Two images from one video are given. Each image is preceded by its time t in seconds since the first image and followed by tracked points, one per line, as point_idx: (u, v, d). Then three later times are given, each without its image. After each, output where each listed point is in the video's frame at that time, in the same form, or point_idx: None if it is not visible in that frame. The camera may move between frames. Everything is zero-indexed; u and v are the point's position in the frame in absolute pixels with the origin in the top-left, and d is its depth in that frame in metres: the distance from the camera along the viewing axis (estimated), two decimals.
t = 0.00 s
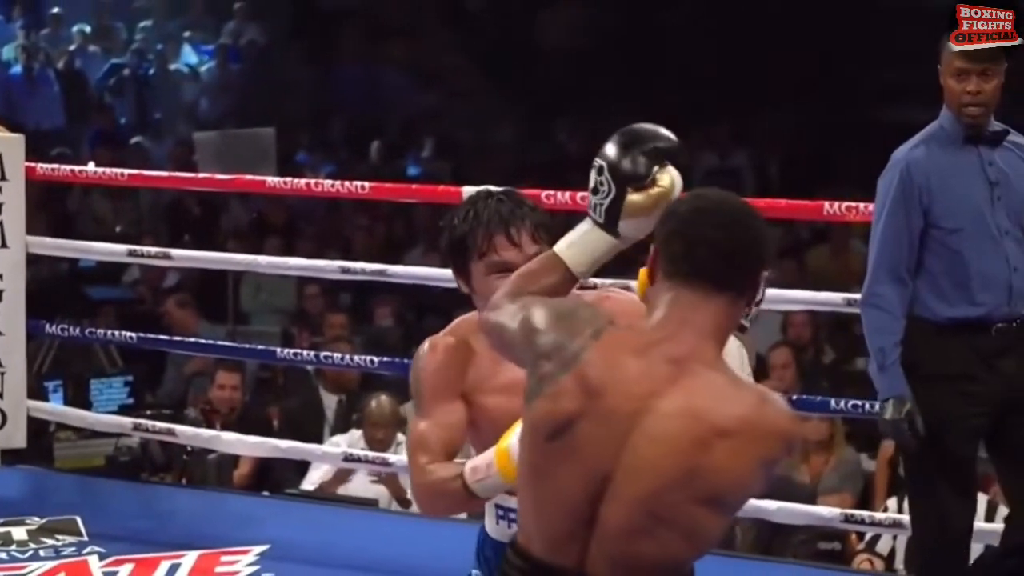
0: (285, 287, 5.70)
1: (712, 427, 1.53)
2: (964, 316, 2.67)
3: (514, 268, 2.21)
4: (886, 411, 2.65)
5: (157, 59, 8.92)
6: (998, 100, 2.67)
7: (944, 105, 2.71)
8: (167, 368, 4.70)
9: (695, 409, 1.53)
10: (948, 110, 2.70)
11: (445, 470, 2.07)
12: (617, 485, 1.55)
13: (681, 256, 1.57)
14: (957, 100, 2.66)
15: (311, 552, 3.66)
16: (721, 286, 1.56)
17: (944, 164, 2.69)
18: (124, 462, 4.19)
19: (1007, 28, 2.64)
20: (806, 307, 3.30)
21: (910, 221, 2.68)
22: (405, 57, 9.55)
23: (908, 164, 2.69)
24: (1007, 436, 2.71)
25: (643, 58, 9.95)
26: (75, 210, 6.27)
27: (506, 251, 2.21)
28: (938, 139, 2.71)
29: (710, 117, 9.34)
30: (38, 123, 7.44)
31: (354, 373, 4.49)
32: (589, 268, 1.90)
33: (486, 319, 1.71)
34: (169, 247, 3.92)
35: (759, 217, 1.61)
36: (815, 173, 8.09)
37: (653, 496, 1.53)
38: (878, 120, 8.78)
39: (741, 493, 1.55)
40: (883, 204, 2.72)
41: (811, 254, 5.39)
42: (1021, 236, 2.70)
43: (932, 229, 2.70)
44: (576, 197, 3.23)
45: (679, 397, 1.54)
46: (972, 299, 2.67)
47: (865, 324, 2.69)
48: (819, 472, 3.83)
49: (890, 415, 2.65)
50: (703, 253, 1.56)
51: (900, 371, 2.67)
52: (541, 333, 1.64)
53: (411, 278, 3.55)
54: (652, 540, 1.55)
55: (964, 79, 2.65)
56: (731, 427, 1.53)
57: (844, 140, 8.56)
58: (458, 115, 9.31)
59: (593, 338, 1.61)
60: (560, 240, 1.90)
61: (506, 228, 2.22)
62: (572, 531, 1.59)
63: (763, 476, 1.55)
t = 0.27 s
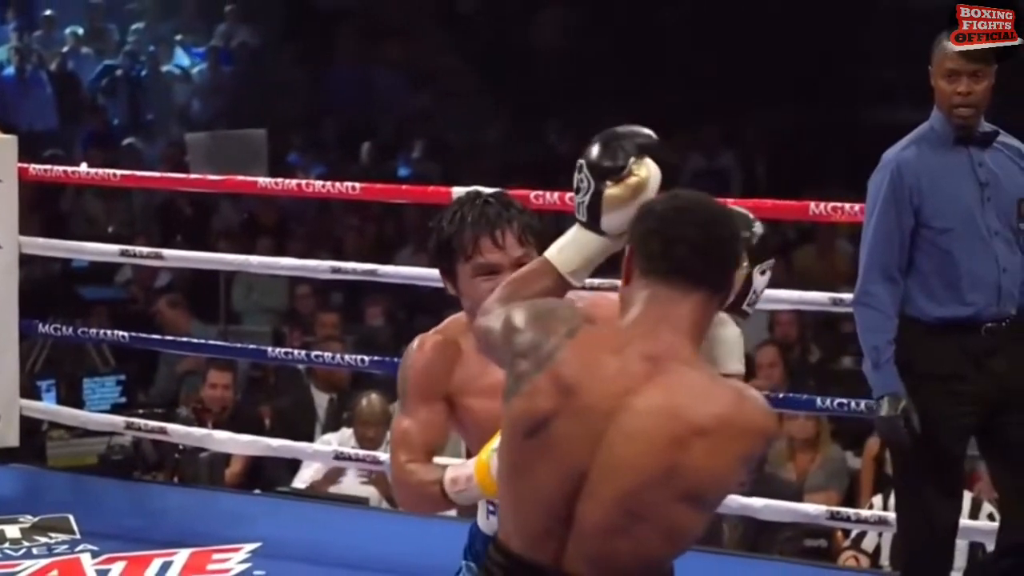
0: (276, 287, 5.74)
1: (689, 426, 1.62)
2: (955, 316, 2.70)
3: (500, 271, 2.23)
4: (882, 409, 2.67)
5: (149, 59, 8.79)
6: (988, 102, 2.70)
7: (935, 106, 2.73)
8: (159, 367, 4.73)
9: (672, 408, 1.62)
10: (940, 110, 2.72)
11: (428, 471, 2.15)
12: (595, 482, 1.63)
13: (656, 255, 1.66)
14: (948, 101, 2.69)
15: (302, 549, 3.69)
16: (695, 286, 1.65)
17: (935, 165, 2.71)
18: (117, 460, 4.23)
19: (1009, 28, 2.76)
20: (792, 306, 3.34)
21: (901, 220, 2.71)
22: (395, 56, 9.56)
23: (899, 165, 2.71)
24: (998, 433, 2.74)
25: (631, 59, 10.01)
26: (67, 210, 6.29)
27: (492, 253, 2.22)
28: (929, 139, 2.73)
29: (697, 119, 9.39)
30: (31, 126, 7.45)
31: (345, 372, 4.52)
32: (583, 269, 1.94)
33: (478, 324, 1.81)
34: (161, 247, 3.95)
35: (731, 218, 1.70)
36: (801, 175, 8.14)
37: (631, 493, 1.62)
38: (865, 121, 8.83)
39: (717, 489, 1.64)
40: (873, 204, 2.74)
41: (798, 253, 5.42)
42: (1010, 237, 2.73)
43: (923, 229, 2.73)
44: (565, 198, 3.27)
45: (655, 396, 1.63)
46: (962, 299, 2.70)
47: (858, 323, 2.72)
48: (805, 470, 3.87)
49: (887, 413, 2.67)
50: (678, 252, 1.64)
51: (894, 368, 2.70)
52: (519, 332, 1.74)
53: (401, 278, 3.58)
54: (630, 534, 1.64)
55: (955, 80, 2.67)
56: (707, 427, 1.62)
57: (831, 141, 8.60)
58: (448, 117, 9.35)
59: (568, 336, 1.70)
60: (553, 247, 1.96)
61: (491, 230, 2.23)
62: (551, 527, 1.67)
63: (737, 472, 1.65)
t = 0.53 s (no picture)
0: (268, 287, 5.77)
1: (667, 425, 1.56)
2: (943, 316, 2.63)
3: (486, 273, 2.15)
4: (878, 406, 2.59)
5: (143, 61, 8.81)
6: (979, 104, 2.63)
7: (926, 108, 2.66)
8: (153, 366, 4.77)
9: (649, 408, 1.56)
10: (931, 111, 2.65)
11: (412, 466, 2.17)
12: (572, 483, 1.57)
13: (630, 250, 1.59)
14: (938, 104, 2.62)
15: (294, 547, 3.73)
16: (670, 282, 1.59)
17: (927, 165, 2.63)
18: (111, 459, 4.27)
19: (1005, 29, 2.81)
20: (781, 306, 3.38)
21: (893, 220, 2.62)
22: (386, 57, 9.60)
23: (891, 165, 2.63)
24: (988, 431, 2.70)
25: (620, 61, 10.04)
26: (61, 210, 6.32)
27: (478, 256, 2.14)
28: (920, 140, 2.66)
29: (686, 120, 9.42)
30: (25, 127, 7.50)
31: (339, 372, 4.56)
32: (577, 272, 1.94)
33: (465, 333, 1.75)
34: (154, 248, 3.98)
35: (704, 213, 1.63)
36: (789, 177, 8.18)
37: (609, 496, 1.56)
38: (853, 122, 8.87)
39: (698, 488, 1.58)
40: (865, 204, 2.66)
41: (785, 253, 5.47)
42: (998, 237, 2.66)
43: (914, 229, 2.64)
44: (554, 198, 3.30)
45: (631, 393, 1.57)
46: (951, 299, 2.62)
47: (852, 321, 2.63)
48: (793, 467, 3.90)
49: (882, 410, 2.59)
50: (652, 246, 1.58)
51: (888, 366, 2.62)
52: (499, 334, 1.67)
53: (392, 278, 3.61)
54: (611, 535, 1.58)
55: (946, 82, 2.60)
56: (686, 426, 1.56)
57: (819, 142, 8.64)
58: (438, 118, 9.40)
59: (544, 334, 1.64)
60: (543, 252, 1.96)
61: (479, 233, 2.15)
62: (531, 527, 1.62)
63: (717, 468, 1.59)
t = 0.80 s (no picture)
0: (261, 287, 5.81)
1: (645, 427, 1.58)
2: (936, 317, 2.66)
3: (475, 276, 2.17)
4: (875, 404, 2.61)
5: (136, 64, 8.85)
6: (972, 105, 2.64)
7: (919, 109, 2.66)
8: (147, 366, 4.80)
9: (626, 411, 1.58)
10: (925, 113, 2.66)
11: (407, 460, 2.20)
12: (552, 483, 1.60)
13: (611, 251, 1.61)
14: (933, 106, 2.62)
15: (288, 545, 3.77)
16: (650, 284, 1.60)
17: (919, 167, 2.65)
18: (105, 457, 4.31)
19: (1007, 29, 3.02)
20: (770, 306, 3.42)
21: (886, 220, 2.64)
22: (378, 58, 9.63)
23: (884, 166, 2.65)
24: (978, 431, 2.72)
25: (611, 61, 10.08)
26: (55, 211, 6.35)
27: (465, 258, 2.17)
28: (913, 142, 2.67)
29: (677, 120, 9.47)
30: (19, 129, 7.51)
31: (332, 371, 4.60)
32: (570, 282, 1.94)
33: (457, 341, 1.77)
34: (148, 248, 4.02)
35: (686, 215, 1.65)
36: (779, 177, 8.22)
37: (588, 495, 1.58)
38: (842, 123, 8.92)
39: (678, 489, 1.60)
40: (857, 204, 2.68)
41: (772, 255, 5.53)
42: (991, 238, 2.68)
43: (907, 230, 2.66)
44: (545, 200, 3.34)
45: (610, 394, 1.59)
46: (944, 299, 2.65)
47: (847, 322, 2.66)
48: (781, 466, 3.94)
49: (880, 409, 2.61)
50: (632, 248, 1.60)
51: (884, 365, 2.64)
52: (482, 335, 1.70)
53: (384, 278, 3.65)
54: (592, 535, 1.60)
55: (939, 83, 2.61)
56: (664, 428, 1.58)
57: (809, 143, 8.69)
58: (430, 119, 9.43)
59: (522, 335, 1.67)
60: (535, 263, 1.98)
61: (468, 236, 2.18)
62: (513, 526, 1.64)
63: (697, 469, 1.61)
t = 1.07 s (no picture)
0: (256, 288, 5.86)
1: (627, 428, 1.58)
2: (927, 317, 2.63)
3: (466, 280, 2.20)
4: (872, 403, 2.57)
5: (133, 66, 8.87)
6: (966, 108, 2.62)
7: (914, 111, 2.65)
8: (143, 366, 4.84)
9: (606, 413, 1.59)
10: (919, 115, 2.64)
11: (408, 454, 2.27)
12: (534, 484, 1.61)
13: (592, 252, 1.61)
14: (926, 108, 2.61)
15: (282, 542, 3.80)
16: (633, 283, 1.60)
17: (914, 168, 2.62)
18: (101, 456, 4.35)
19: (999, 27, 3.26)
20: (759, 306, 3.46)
21: (880, 221, 2.62)
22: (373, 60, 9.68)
23: (878, 168, 2.62)
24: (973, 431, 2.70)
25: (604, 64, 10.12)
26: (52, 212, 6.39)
27: (456, 261, 2.20)
28: (908, 143, 2.65)
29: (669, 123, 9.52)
30: (16, 130, 7.55)
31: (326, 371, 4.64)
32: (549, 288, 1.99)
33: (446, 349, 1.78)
34: (144, 249, 4.05)
35: (667, 216, 1.65)
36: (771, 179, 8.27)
37: (570, 498, 1.59)
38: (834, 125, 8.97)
39: (660, 490, 1.61)
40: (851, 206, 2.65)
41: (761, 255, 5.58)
42: (984, 239, 2.65)
43: (901, 232, 2.63)
44: (537, 200, 3.38)
45: (590, 396, 1.60)
46: (936, 301, 2.62)
47: (842, 321, 2.62)
48: (771, 464, 3.98)
49: (878, 407, 2.57)
50: (611, 247, 1.60)
51: (882, 364, 2.60)
52: (466, 338, 1.71)
53: (377, 278, 3.69)
54: (576, 536, 1.62)
55: (934, 86, 2.60)
56: (644, 431, 1.59)
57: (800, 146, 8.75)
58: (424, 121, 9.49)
59: (504, 338, 1.68)
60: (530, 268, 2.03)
61: (459, 241, 2.21)
62: (496, 526, 1.66)
63: (680, 470, 1.61)
